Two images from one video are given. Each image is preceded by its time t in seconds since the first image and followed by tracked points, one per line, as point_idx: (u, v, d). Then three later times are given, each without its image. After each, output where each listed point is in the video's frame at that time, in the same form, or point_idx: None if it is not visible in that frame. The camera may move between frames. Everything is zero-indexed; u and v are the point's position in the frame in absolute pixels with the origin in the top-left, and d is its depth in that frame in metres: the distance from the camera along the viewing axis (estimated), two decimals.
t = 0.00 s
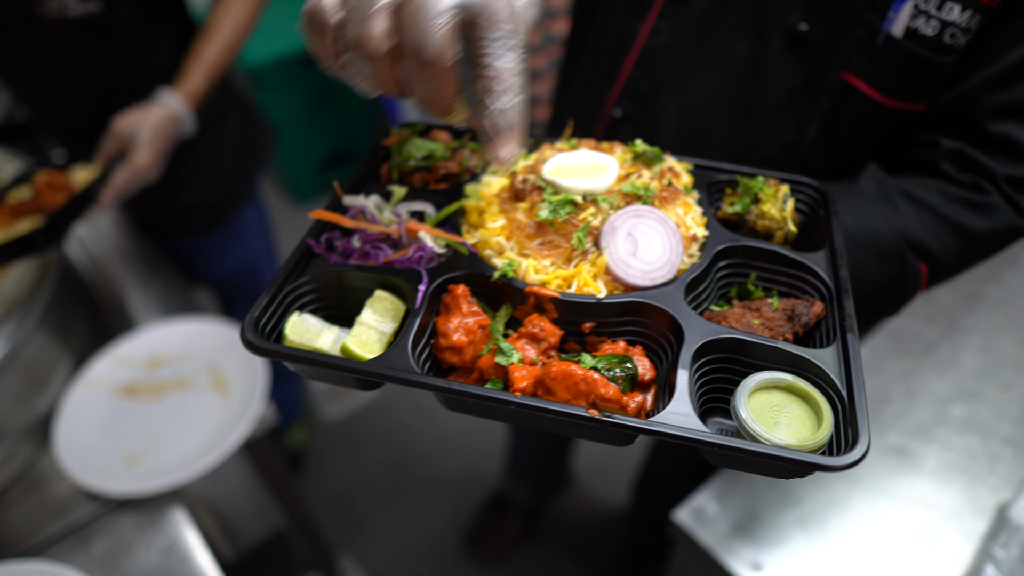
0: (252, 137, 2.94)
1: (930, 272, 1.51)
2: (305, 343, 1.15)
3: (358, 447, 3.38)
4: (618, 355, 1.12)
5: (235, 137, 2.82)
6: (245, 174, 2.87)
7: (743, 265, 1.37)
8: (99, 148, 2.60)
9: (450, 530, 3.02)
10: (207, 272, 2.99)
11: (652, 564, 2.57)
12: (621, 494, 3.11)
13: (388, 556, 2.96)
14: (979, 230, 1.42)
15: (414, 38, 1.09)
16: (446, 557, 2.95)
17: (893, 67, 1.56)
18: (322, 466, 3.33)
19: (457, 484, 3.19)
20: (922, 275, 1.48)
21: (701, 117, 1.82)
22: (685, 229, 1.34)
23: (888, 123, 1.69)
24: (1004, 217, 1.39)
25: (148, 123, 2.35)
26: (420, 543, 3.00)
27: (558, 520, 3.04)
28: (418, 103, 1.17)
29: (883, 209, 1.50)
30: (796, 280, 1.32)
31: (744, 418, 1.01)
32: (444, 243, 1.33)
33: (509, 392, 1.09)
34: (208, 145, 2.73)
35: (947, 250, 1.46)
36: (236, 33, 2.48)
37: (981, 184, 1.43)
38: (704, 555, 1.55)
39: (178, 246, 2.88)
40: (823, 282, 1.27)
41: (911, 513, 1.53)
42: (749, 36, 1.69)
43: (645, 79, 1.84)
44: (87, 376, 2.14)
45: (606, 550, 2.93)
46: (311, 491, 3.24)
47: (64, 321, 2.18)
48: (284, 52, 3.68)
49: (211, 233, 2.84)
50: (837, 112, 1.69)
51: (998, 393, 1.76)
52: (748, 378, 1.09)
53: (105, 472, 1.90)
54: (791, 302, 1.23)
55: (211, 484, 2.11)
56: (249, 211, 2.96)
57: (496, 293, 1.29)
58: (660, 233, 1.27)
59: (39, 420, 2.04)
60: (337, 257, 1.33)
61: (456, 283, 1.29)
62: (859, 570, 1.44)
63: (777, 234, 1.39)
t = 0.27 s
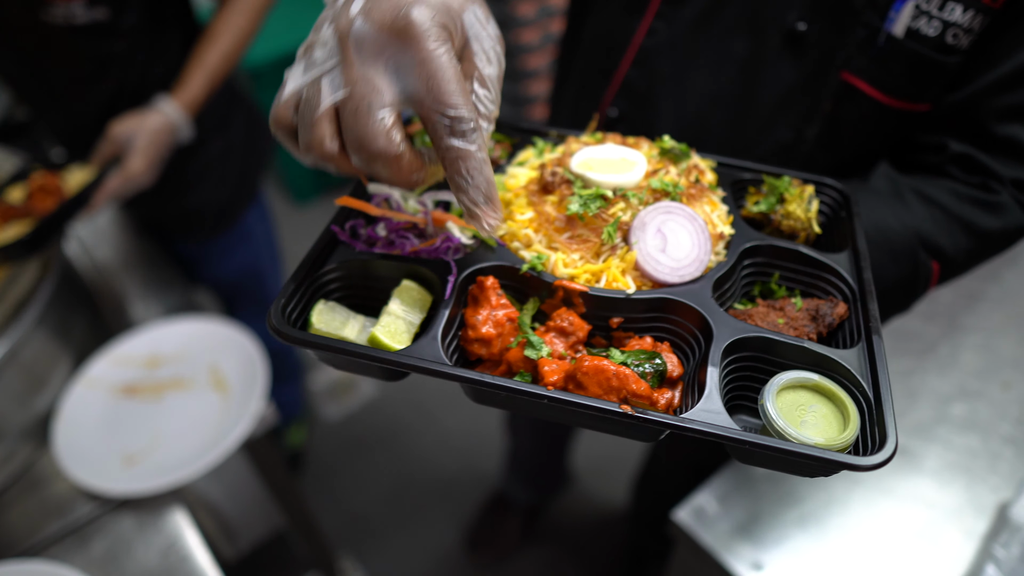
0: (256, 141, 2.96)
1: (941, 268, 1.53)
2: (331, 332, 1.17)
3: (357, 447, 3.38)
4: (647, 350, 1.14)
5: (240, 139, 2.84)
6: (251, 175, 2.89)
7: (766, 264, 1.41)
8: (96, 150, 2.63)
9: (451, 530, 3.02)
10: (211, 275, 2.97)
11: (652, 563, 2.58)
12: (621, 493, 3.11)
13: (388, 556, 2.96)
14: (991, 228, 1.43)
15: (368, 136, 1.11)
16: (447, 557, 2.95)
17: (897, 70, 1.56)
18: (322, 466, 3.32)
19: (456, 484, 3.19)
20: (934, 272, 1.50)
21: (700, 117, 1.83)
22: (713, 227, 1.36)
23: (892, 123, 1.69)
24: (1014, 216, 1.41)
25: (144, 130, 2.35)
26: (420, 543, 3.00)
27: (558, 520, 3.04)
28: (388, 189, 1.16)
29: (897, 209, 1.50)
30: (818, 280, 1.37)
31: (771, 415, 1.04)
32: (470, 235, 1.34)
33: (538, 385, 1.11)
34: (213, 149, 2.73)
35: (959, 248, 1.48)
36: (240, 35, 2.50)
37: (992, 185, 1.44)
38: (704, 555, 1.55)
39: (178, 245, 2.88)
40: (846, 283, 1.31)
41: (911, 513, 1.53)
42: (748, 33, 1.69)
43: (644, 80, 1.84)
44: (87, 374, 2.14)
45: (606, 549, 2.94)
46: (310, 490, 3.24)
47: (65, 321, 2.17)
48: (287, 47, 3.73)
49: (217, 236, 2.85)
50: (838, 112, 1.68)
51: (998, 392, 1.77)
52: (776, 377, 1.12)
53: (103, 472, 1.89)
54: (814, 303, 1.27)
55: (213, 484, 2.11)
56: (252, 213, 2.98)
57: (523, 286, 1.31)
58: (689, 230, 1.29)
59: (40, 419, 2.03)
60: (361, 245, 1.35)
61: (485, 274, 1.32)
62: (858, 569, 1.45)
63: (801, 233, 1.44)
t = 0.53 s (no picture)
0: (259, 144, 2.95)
1: (949, 263, 1.55)
2: (353, 334, 1.20)
3: (358, 447, 3.39)
4: (660, 348, 1.17)
5: (242, 141, 2.83)
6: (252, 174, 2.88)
7: (775, 260, 1.43)
8: (94, 152, 2.67)
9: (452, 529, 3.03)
10: (213, 275, 2.98)
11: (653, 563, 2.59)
12: (622, 493, 3.12)
13: (389, 555, 2.97)
14: (1000, 222, 1.46)
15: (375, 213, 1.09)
16: (448, 556, 2.97)
17: (901, 66, 1.58)
18: (323, 466, 3.34)
19: (457, 483, 3.21)
20: (941, 267, 1.52)
21: (702, 119, 1.84)
22: (723, 225, 1.38)
23: (899, 119, 1.70)
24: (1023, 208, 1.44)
25: (143, 134, 2.36)
26: (422, 543, 3.01)
27: (559, 520, 3.06)
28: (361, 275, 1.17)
29: (903, 204, 1.53)
30: (828, 274, 1.39)
31: (783, 408, 1.07)
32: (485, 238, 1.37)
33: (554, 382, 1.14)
34: (214, 151, 2.73)
35: (965, 243, 1.50)
36: (247, 35, 2.50)
37: (997, 178, 1.47)
38: (705, 553, 1.56)
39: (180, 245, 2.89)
40: (855, 277, 1.33)
41: (913, 513, 1.55)
42: (752, 36, 1.70)
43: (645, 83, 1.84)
44: (88, 375, 2.16)
45: (607, 549, 2.95)
46: (311, 490, 3.25)
47: (65, 322, 2.19)
48: (289, 48, 3.68)
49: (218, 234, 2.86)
50: (845, 111, 1.71)
51: (1000, 392, 1.78)
52: (786, 371, 1.14)
53: (105, 472, 1.89)
54: (824, 298, 1.30)
55: (215, 483, 2.12)
56: (254, 216, 2.98)
57: (538, 287, 1.33)
58: (700, 229, 1.31)
59: (42, 419, 2.05)
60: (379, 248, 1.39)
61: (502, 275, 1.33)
62: (859, 569, 1.46)
63: (811, 230, 1.45)
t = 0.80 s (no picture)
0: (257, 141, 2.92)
1: (950, 255, 1.56)
2: (354, 324, 1.33)
3: (357, 447, 3.38)
4: (664, 338, 1.18)
5: (240, 141, 2.79)
6: (252, 171, 2.85)
7: (778, 252, 1.44)
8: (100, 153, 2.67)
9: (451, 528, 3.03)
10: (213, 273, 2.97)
11: (652, 562, 2.59)
12: (621, 492, 3.13)
13: (388, 554, 2.97)
14: (1002, 214, 1.47)
15: (337, 271, 1.07)
16: (447, 555, 2.97)
17: (902, 62, 1.58)
18: (322, 466, 3.33)
19: (456, 482, 3.21)
20: (942, 258, 1.52)
21: (702, 116, 1.84)
22: (727, 216, 1.38)
23: (898, 117, 1.71)
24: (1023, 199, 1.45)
25: (151, 130, 2.38)
26: (421, 542, 3.01)
27: (558, 519, 3.06)
28: (308, 347, 1.05)
29: (905, 197, 1.53)
30: (831, 265, 1.39)
31: (788, 398, 1.07)
32: (488, 229, 1.36)
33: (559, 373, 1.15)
34: (212, 150, 2.72)
35: (966, 235, 1.51)
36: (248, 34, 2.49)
37: (997, 171, 1.48)
38: (704, 551, 1.57)
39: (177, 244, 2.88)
40: (858, 268, 1.34)
41: (912, 511, 1.55)
42: (752, 35, 1.70)
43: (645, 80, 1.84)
44: (86, 373, 2.15)
45: (606, 548, 2.95)
46: (310, 489, 3.25)
47: (63, 321, 2.18)
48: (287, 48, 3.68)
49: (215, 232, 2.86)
50: (844, 109, 1.72)
51: (999, 390, 1.79)
52: (791, 362, 1.15)
53: (103, 470, 1.90)
54: (827, 289, 1.30)
55: (212, 483, 2.11)
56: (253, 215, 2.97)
57: (542, 277, 1.34)
58: (704, 220, 1.30)
59: (40, 417, 2.04)
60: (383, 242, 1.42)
61: (505, 267, 1.35)
62: (858, 568, 1.46)
63: (813, 221, 1.46)
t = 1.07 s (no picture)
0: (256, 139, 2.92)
1: (946, 250, 1.56)
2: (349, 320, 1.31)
3: (356, 446, 3.38)
4: (660, 332, 1.17)
5: (241, 138, 2.78)
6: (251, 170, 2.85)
7: (775, 246, 1.43)
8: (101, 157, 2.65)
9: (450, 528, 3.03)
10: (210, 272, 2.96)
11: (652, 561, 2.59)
12: (620, 491, 3.12)
13: (387, 554, 2.96)
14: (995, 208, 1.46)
15: (326, 270, 1.06)
16: (447, 554, 2.97)
17: (898, 57, 1.56)
18: (321, 465, 3.33)
19: (454, 481, 3.20)
20: (938, 252, 1.52)
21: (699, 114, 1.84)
22: (723, 210, 1.37)
23: (892, 115, 1.71)
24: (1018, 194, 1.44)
25: (155, 130, 2.38)
26: (420, 541, 3.01)
27: (557, 518, 3.05)
28: (305, 347, 1.04)
29: (900, 191, 1.54)
30: (828, 259, 1.39)
31: (784, 390, 1.07)
32: (484, 224, 1.36)
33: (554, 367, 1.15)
34: (212, 150, 2.71)
35: (963, 230, 1.51)
36: (246, 34, 2.47)
37: (994, 166, 1.48)
38: (702, 549, 1.57)
39: (177, 246, 2.90)
40: (855, 261, 1.34)
41: (913, 510, 1.55)
42: (744, 31, 1.71)
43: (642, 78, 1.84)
44: (85, 372, 2.15)
45: (606, 547, 2.94)
46: (309, 488, 3.25)
47: (62, 320, 2.19)
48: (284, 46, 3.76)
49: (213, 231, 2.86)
50: (839, 105, 1.70)
51: (1000, 389, 1.78)
52: (788, 354, 1.15)
53: (102, 469, 1.89)
54: (824, 282, 1.30)
55: (211, 483, 2.11)
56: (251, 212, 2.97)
57: (537, 272, 1.34)
58: (700, 213, 1.30)
59: (39, 417, 2.04)
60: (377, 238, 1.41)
61: (500, 261, 1.34)
62: (857, 566, 1.46)
63: (810, 214, 1.45)
